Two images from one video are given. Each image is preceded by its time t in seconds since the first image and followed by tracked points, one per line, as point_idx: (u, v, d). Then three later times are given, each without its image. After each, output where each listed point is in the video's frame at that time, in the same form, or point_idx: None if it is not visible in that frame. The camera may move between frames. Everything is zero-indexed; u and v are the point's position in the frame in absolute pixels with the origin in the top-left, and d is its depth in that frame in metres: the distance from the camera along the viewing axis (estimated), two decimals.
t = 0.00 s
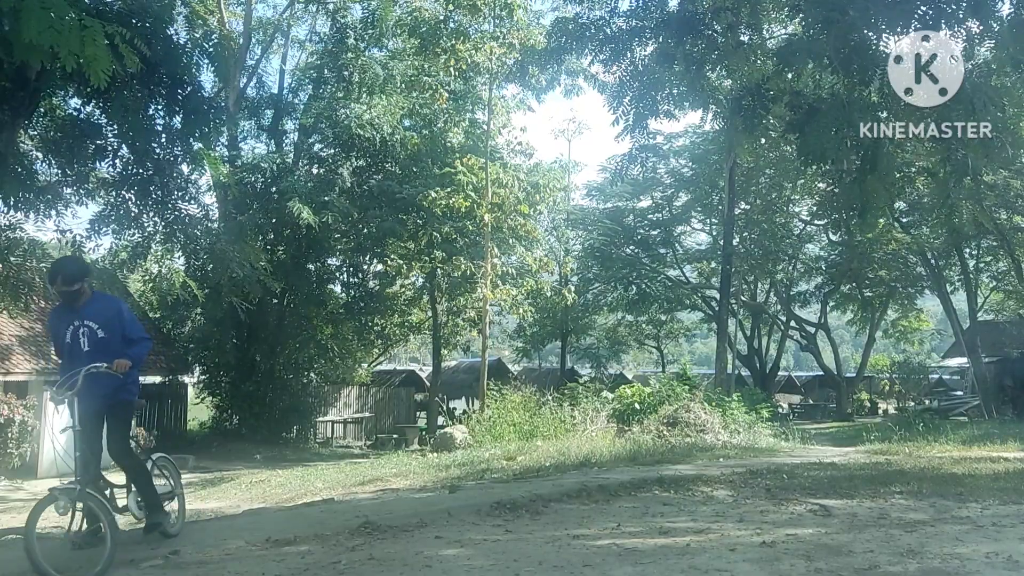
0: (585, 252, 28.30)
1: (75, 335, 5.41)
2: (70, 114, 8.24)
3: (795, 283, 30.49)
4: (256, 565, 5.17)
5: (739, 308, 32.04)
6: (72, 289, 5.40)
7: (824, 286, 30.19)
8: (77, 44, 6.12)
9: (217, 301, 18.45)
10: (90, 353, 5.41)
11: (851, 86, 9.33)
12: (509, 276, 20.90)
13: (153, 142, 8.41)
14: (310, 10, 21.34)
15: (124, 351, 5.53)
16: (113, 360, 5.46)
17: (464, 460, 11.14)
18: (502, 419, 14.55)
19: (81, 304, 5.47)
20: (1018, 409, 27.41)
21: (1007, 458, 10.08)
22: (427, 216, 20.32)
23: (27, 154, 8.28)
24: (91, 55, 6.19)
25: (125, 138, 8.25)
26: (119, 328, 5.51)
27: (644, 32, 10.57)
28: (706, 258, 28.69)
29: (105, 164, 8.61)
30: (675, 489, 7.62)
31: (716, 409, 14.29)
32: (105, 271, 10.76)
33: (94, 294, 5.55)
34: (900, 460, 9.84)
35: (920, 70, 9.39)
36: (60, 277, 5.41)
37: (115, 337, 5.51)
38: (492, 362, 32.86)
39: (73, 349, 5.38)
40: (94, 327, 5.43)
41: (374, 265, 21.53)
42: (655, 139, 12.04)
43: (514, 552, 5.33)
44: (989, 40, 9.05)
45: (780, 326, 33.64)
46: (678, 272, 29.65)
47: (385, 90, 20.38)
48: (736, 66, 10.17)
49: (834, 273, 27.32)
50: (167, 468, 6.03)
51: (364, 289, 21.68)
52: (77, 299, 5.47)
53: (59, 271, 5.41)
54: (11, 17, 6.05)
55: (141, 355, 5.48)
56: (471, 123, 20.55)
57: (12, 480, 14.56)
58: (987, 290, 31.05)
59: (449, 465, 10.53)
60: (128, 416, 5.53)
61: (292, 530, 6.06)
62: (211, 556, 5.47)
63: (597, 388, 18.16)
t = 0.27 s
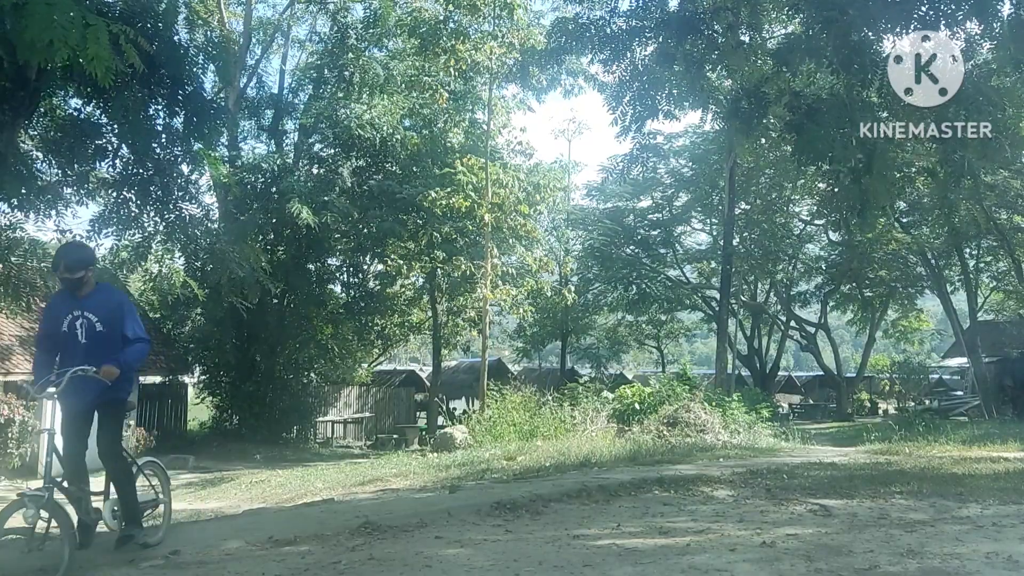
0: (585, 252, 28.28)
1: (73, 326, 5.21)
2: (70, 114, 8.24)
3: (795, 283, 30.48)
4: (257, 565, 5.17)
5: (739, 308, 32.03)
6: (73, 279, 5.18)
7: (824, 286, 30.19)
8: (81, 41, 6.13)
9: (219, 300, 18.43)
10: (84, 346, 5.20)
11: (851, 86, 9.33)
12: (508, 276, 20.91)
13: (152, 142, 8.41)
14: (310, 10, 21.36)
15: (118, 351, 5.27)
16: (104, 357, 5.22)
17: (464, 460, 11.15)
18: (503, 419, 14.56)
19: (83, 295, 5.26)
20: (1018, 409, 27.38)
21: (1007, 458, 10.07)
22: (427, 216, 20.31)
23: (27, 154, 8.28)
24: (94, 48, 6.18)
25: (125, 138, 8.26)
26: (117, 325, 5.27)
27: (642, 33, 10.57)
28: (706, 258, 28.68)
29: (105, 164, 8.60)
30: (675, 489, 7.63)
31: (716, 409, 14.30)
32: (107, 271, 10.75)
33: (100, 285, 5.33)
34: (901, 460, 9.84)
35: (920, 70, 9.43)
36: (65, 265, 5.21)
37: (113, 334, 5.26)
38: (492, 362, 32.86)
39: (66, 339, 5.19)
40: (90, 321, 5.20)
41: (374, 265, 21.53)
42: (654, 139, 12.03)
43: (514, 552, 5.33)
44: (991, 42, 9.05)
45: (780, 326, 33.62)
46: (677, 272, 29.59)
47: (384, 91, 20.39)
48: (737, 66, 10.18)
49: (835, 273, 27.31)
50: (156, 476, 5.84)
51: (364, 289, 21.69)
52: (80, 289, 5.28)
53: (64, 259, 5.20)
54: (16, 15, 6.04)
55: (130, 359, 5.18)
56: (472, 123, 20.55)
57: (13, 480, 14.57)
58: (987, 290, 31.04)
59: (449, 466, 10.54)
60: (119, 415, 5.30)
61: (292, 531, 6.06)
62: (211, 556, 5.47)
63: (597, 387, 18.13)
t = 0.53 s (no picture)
0: (585, 252, 28.28)
1: (58, 317, 5.20)
2: (71, 114, 8.23)
3: (795, 283, 30.46)
4: (257, 565, 5.18)
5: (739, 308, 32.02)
6: (65, 271, 5.22)
7: (824, 286, 30.20)
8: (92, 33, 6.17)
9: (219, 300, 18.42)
10: (65, 337, 5.18)
11: (851, 86, 9.34)
12: (508, 276, 20.90)
13: (152, 142, 8.40)
14: (310, 10, 21.37)
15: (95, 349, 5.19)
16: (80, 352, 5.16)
17: (464, 460, 11.15)
18: (503, 419, 14.55)
19: (74, 289, 5.27)
20: (1018, 409, 27.35)
21: (1007, 459, 10.06)
22: (428, 217, 20.28)
23: (27, 154, 8.28)
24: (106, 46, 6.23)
25: (125, 138, 8.24)
26: (97, 323, 5.21)
27: (641, 33, 10.59)
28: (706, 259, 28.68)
29: (104, 164, 8.60)
30: (675, 489, 7.63)
31: (716, 409, 14.30)
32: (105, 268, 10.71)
33: (91, 282, 5.34)
34: (901, 460, 9.84)
35: (920, 71, 9.38)
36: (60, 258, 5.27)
37: (94, 331, 5.22)
38: (492, 362, 32.86)
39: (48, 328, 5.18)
40: (76, 314, 5.18)
41: (374, 265, 21.51)
42: (654, 139, 12.05)
43: (514, 552, 5.33)
44: (992, 42, 9.04)
45: (780, 326, 33.62)
46: (677, 272, 29.57)
47: (384, 91, 20.38)
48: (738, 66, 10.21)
49: (835, 273, 27.30)
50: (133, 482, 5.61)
51: (364, 289, 21.68)
52: (71, 283, 5.30)
53: (60, 251, 5.27)
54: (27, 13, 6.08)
55: (99, 356, 5.08)
56: (472, 123, 20.55)
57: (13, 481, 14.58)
58: (987, 290, 31.01)
59: (450, 466, 10.53)
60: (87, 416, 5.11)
61: (292, 531, 6.06)
62: (211, 556, 5.47)
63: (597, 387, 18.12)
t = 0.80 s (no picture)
0: (585, 252, 28.27)
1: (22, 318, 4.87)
2: (71, 114, 8.24)
3: (795, 283, 30.44)
4: (258, 565, 5.18)
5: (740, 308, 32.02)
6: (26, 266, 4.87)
7: (824, 286, 30.19)
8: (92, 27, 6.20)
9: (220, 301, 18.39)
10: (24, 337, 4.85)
11: (851, 86, 9.35)
12: (508, 276, 20.90)
13: (152, 142, 8.39)
14: (310, 10, 21.38)
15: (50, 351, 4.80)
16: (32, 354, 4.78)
17: (464, 460, 11.15)
18: (503, 419, 14.55)
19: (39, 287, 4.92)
20: (1017, 409, 27.30)
21: (1007, 458, 10.06)
22: (428, 217, 20.24)
23: (27, 154, 8.28)
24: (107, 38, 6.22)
25: (125, 138, 8.24)
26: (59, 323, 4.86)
27: (640, 33, 10.58)
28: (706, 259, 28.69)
29: (104, 164, 8.58)
30: (675, 489, 7.64)
31: (716, 409, 14.31)
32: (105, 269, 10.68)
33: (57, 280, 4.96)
34: (900, 460, 9.85)
35: (920, 70, 9.31)
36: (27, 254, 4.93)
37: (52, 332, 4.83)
38: (492, 362, 32.86)
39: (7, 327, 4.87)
40: (39, 314, 4.86)
41: (374, 265, 21.50)
42: (653, 139, 12.07)
43: (515, 552, 5.33)
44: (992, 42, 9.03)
45: (780, 326, 33.62)
46: (677, 272, 29.54)
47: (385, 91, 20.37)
48: (738, 67, 10.19)
49: (835, 273, 27.29)
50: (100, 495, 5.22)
51: (364, 290, 21.67)
52: (38, 282, 4.95)
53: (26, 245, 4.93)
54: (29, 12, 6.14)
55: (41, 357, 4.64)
56: (472, 124, 20.56)
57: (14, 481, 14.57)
58: (988, 290, 30.99)
59: (450, 466, 10.53)
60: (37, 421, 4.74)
61: (293, 531, 6.06)
62: (212, 557, 5.47)
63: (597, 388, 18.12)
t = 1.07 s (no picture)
0: (585, 252, 28.28)
1: None
2: (71, 114, 8.24)
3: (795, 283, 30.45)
4: (258, 565, 5.18)
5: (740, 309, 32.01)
6: None
7: (824, 286, 30.19)
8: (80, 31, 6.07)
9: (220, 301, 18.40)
10: None
11: (851, 86, 9.35)
12: (507, 275, 20.90)
13: (153, 143, 8.40)
14: (310, 10, 21.41)
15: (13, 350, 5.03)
16: None
17: (464, 460, 11.14)
18: (503, 420, 14.54)
19: None
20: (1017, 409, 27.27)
21: (1007, 458, 10.05)
22: (428, 217, 20.24)
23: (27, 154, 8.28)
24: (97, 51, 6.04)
25: (125, 138, 8.24)
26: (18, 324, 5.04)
27: (642, 33, 10.58)
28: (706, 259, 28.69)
29: (104, 164, 8.58)
30: (676, 489, 7.63)
31: (716, 409, 14.31)
32: (104, 268, 10.65)
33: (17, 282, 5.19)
34: (900, 460, 9.84)
35: (920, 71, 9.33)
36: None
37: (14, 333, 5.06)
38: (492, 362, 32.85)
39: None
40: None
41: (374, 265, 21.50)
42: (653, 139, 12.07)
43: (515, 552, 5.33)
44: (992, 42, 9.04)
45: (781, 326, 33.62)
46: (677, 272, 29.53)
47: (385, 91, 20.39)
48: (739, 66, 10.18)
49: (835, 273, 27.28)
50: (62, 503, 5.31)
51: (364, 290, 21.67)
52: None
53: None
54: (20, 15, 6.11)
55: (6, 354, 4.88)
56: (471, 123, 20.57)
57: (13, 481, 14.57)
58: (988, 290, 30.99)
59: (449, 466, 10.53)
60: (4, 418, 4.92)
61: (292, 531, 6.06)
62: (212, 556, 5.47)
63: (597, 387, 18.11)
